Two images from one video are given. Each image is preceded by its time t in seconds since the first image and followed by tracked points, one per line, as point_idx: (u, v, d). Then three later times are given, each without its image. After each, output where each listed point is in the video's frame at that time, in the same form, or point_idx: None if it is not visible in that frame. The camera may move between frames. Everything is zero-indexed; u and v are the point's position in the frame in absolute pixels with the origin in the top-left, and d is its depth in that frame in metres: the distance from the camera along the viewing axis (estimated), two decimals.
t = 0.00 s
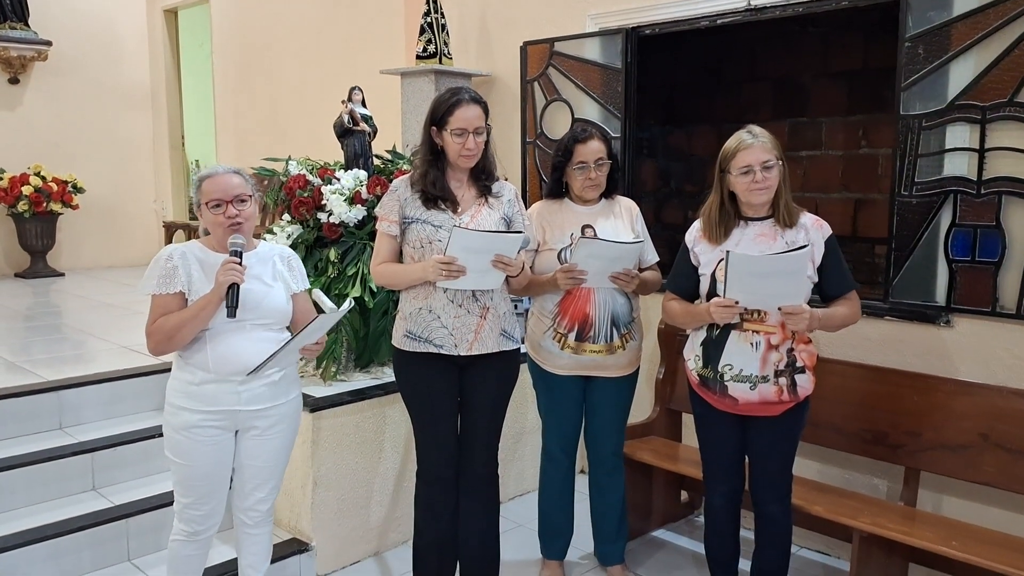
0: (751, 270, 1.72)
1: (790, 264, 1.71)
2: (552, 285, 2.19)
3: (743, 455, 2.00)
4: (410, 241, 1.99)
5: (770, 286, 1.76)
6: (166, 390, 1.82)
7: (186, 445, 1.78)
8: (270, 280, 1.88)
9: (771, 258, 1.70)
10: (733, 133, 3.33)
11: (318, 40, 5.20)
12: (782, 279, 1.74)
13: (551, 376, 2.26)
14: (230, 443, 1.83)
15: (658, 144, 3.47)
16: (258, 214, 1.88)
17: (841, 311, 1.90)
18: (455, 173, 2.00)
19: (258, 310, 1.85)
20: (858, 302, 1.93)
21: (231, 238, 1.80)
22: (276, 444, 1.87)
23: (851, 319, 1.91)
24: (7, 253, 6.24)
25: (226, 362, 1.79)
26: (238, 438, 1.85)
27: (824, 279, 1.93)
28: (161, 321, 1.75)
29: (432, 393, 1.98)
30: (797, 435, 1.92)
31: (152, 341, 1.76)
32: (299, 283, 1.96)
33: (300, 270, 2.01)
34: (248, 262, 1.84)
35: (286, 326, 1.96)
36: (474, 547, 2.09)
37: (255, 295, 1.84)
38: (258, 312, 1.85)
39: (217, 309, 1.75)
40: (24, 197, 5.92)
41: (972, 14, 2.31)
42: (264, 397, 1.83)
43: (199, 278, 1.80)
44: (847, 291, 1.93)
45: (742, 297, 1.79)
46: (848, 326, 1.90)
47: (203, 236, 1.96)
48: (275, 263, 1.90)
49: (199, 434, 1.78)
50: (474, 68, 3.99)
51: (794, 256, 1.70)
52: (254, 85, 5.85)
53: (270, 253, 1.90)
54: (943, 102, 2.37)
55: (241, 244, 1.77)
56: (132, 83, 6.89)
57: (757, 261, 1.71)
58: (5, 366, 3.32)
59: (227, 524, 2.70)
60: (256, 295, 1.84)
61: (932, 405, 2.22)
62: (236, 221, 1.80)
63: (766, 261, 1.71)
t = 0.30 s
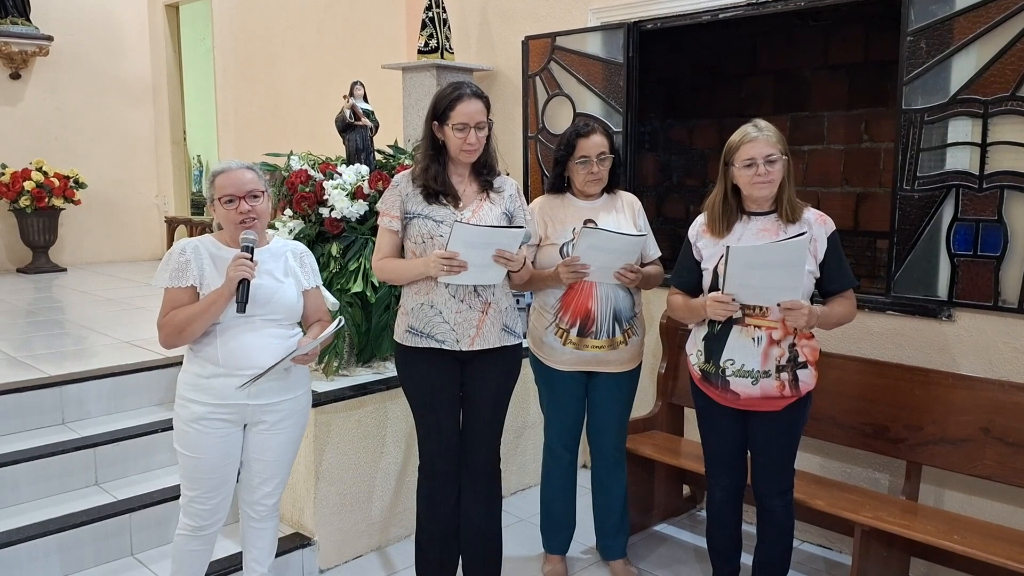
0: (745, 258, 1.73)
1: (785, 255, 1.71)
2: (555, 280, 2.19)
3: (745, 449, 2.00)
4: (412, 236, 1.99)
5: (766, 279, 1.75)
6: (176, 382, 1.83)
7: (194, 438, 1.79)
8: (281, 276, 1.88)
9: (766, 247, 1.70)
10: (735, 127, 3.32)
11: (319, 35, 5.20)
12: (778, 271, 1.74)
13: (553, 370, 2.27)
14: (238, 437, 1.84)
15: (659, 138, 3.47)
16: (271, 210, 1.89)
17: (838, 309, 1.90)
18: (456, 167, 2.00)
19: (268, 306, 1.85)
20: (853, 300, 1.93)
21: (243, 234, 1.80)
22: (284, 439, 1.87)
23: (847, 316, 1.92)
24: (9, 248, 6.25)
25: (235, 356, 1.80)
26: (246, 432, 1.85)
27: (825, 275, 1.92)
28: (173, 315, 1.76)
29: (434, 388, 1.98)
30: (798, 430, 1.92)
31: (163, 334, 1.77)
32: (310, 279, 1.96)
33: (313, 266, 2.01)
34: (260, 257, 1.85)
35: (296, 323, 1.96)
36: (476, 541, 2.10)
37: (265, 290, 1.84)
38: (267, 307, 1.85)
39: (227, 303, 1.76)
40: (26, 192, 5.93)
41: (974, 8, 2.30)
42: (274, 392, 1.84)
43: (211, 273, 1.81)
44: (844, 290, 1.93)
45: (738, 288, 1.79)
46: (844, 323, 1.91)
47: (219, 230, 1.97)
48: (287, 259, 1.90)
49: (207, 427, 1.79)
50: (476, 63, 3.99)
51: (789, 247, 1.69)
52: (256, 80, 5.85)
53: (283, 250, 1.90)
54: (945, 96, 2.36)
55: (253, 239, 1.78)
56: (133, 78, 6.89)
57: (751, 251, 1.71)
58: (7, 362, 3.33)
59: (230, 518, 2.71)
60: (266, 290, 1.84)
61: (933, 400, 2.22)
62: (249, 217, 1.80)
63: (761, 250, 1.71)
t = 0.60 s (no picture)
0: (743, 254, 1.73)
1: (782, 250, 1.70)
2: (557, 275, 2.19)
3: (747, 444, 2.01)
4: (414, 231, 1.99)
5: (766, 275, 1.75)
6: (182, 374, 1.84)
7: (200, 431, 1.79)
8: (287, 270, 1.89)
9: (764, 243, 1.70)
10: (737, 121, 3.31)
11: (320, 29, 5.19)
12: (777, 266, 1.73)
13: (555, 365, 2.27)
14: (244, 430, 1.84)
15: (661, 132, 3.49)
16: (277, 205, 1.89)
17: (839, 304, 1.90)
18: (459, 162, 2.01)
19: (275, 300, 1.85)
20: (855, 295, 1.93)
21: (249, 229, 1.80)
22: (290, 433, 1.88)
23: (849, 311, 1.92)
24: (12, 243, 6.26)
25: (242, 350, 1.81)
26: (252, 425, 1.86)
27: (827, 270, 1.92)
28: (180, 309, 1.76)
29: (436, 382, 1.99)
30: (800, 424, 1.93)
31: (170, 327, 1.77)
32: (316, 274, 1.97)
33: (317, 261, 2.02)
34: (266, 252, 1.86)
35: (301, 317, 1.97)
36: (478, 536, 2.11)
37: (271, 285, 1.85)
38: (273, 302, 1.85)
39: (234, 298, 1.76)
40: (28, 187, 5.93)
41: (977, 2, 2.28)
42: (280, 386, 1.85)
43: (218, 268, 1.82)
44: (847, 284, 1.92)
45: (739, 284, 1.79)
46: (846, 319, 1.91)
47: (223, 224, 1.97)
48: (292, 254, 1.91)
49: (214, 421, 1.79)
50: (478, 57, 3.98)
51: (786, 242, 1.68)
52: (257, 75, 5.84)
53: (288, 245, 1.91)
54: (948, 91, 2.36)
55: (259, 233, 1.78)
56: (135, 73, 6.89)
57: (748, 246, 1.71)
58: (10, 357, 3.34)
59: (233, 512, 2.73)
60: (273, 285, 1.85)
61: (935, 394, 2.22)
62: (255, 212, 1.80)
63: (758, 245, 1.71)
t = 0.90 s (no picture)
0: (743, 249, 1.73)
1: (783, 246, 1.70)
2: (559, 270, 2.20)
3: (749, 439, 2.01)
4: (417, 226, 2.00)
5: (767, 270, 1.75)
6: (185, 370, 1.84)
7: (204, 426, 1.80)
8: (289, 265, 1.90)
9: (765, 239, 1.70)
10: (740, 116, 3.30)
11: (322, 24, 5.19)
12: (778, 262, 1.73)
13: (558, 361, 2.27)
14: (247, 425, 1.85)
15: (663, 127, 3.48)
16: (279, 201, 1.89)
17: (840, 299, 1.90)
18: (461, 157, 2.01)
19: (277, 296, 1.86)
20: (857, 290, 1.93)
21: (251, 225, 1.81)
22: (293, 427, 1.89)
23: (850, 306, 1.92)
24: (15, 238, 6.27)
25: (246, 345, 1.82)
26: (255, 421, 1.87)
27: (829, 265, 1.92)
28: (183, 305, 1.77)
29: (440, 378, 1.99)
30: (803, 419, 1.93)
31: (173, 323, 1.78)
32: (317, 270, 1.98)
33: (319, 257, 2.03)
34: (268, 247, 1.86)
35: (303, 313, 1.98)
36: (482, 530, 2.12)
37: (274, 280, 1.85)
38: (276, 297, 1.86)
39: (237, 294, 1.77)
40: (31, 182, 5.94)
41: None
42: (284, 381, 1.86)
43: (220, 263, 1.82)
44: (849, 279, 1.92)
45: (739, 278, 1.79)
46: (848, 313, 1.91)
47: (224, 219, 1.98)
48: (295, 250, 1.92)
49: (217, 416, 1.80)
50: (481, 52, 3.98)
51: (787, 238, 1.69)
52: (260, 70, 5.84)
53: (291, 240, 1.92)
54: (950, 85, 2.35)
55: (260, 230, 1.78)
56: (138, 69, 6.89)
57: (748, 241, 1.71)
58: (14, 352, 3.35)
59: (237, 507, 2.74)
60: (275, 280, 1.86)
61: (938, 389, 2.23)
62: (258, 208, 1.81)
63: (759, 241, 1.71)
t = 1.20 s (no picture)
0: (741, 244, 1.76)
1: (781, 243, 1.72)
2: (560, 265, 2.22)
3: (749, 431, 2.04)
4: (420, 222, 2.02)
5: (766, 266, 1.78)
6: (184, 366, 1.87)
7: (204, 422, 1.83)
8: (285, 261, 1.92)
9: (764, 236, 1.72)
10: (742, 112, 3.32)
11: (326, 20, 5.20)
12: (777, 258, 1.75)
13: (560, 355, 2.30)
14: (247, 420, 1.88)
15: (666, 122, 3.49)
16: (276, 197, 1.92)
17: (840, 293, 1.92)
18: (464, 152, 2.03)
19: (274, 290, 1.89)
20: (857, 284, 1.95)
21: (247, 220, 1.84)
22: (293, 420, 1.92)
23: (850, 300, 1.94)
24: (20, 234, 6.30)
25: (243, 340, 1.84)
26: (254, 415, 1.90)
27: (828, 259, 1.94)
28: (180, 300, 1.80)
29: (443, 372, 2.02)
30: (802, 412, 1.96)
31: (171, 319, 1.81)
32: (313, 264, 2.01)
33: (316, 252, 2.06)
34: (264, 243, 1.88)
35: (300, 307, 2.00)
36: (485, 522, 2.15)
37: (270, 275, 1.88)
38: (272, 292, 1.89)
39: (233, 289, 1.79)
40: (35, 178, 5.97)
41: None
42: (282, 374, 1.88)
43: (216, 258, 1.84)
44: (848, 273, 1.94)
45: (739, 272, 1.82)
46: (848, 308, 1.93)
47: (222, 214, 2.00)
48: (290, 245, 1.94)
49: (217, 411, 1.83)
50: (484, 48, 4.00)
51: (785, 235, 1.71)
52: (263, 66, 5.86)
53: (287, 235, 1.94)
54: (949, 82, 2.36)
55: (257, 226, 1.82)
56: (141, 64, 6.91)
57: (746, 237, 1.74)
58: (21, 346, 3.38)
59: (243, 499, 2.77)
60: (271, 275, 1.88)
61: (937, 383, 2.25)
62: (254, 204, 1.84)
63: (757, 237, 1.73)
